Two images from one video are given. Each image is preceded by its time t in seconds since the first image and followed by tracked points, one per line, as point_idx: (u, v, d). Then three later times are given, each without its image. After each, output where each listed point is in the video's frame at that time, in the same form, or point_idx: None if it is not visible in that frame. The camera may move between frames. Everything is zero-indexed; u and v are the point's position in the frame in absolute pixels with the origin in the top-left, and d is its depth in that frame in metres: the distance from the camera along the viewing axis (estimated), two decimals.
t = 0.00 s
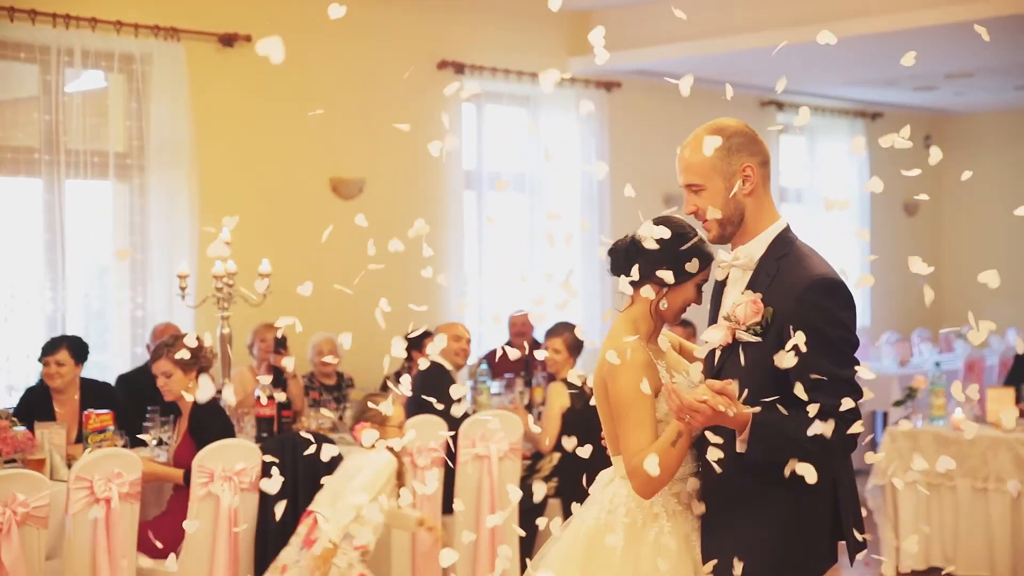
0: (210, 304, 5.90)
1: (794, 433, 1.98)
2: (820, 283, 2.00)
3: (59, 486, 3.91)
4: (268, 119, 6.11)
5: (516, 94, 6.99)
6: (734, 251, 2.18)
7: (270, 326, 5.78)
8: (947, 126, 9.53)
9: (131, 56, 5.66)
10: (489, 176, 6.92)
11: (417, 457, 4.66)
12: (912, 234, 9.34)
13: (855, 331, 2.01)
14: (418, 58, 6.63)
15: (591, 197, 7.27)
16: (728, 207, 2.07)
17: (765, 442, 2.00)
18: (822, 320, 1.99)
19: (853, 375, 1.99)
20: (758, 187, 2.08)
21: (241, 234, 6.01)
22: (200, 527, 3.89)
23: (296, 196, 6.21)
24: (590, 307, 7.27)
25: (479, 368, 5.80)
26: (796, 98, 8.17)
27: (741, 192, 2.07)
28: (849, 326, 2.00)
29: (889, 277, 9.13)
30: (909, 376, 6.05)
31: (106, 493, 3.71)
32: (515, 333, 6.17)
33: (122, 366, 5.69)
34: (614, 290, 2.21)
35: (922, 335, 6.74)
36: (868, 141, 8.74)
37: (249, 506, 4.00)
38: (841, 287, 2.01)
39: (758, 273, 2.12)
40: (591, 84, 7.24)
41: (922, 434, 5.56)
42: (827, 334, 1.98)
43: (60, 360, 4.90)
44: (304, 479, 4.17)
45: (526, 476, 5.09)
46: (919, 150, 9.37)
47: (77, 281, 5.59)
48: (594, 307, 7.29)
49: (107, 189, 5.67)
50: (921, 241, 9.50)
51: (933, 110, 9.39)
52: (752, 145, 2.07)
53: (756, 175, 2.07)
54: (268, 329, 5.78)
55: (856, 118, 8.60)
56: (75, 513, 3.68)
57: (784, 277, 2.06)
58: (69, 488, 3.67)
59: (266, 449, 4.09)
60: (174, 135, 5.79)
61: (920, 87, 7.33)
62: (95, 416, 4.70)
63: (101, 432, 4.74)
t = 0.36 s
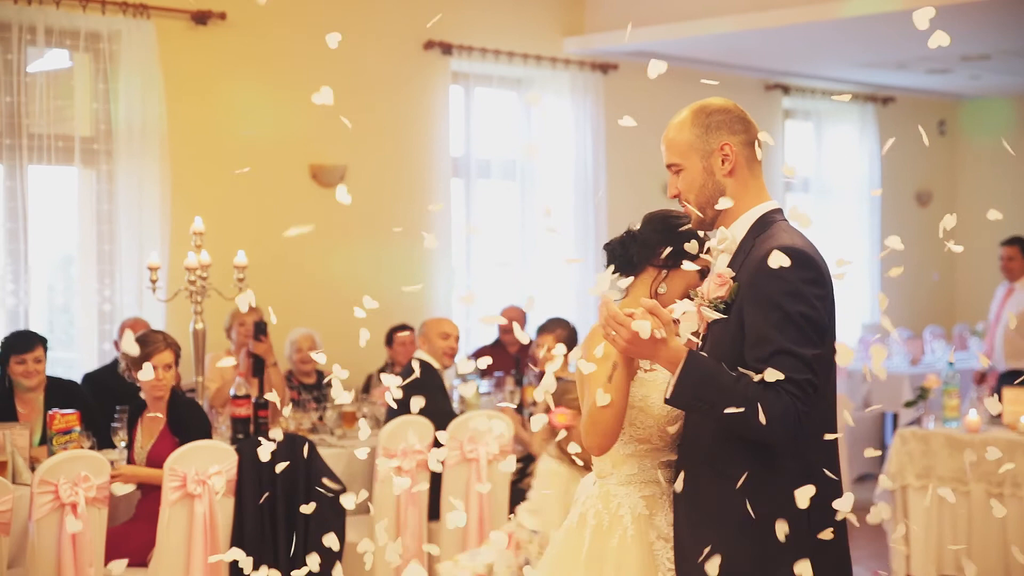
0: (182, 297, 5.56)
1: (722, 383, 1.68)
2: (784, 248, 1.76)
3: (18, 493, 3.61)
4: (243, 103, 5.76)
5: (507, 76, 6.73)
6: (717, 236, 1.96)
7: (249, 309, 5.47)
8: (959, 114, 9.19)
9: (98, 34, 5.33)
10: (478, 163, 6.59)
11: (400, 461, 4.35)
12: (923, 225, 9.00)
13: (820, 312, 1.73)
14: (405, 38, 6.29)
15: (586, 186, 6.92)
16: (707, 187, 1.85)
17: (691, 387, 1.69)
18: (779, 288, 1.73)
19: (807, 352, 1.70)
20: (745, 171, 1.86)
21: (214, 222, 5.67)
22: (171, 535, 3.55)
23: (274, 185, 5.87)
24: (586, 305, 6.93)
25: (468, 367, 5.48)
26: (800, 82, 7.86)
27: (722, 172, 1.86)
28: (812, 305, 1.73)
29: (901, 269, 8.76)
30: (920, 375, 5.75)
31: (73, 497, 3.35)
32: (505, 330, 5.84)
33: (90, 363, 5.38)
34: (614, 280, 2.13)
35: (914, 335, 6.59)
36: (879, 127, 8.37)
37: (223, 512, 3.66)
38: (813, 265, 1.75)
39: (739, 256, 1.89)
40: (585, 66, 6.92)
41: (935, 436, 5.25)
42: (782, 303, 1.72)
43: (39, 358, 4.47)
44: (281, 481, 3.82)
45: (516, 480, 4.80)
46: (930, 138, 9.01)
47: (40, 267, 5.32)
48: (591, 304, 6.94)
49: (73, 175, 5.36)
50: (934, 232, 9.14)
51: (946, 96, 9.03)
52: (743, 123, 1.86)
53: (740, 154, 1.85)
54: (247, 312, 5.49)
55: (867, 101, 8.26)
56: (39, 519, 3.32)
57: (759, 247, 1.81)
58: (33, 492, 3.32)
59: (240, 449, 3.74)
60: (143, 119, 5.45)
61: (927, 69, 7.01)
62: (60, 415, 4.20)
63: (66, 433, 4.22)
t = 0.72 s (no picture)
0: (173, 289, 5.54)
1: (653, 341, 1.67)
2: (748, 228, 1.74)
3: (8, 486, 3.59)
4: (235, 94, 5.75)
5: (500, 68, 6.69)
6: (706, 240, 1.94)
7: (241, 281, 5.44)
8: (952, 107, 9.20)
9: (89, 25, 5.31)
10: (470, 156, 6.59)
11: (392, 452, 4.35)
12: (916, 219, 8.99)
13: (773, 293, 1.70)
14: (398, 30, 6.28)
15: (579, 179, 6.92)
16: (685, 185, 1.83)
17: (622, 344, 1.68)
18: (734, 266, 1.72)
19: (752, 330, 1.67)
20: (726, 166, 1.84)
21: (205, 214, 5.65)
22: (162, 527, 3.55)
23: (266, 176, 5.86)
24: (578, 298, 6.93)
25: (459, 359, 5.47)
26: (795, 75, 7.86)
27: (702, 169, 1.84)
28: (766, 286, 1.71)
29: (894, 263, 8.76)
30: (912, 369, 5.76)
31: (63, 489, 3.34)
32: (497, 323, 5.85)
33: (80, 355, 5.36)
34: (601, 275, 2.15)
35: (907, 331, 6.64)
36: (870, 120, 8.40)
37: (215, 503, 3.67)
38: (773, 247, 1.72)
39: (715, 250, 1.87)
40: (578, 58, 6.91)
41: (926, 430, 5.26)
42: (735, 280, 1.71)
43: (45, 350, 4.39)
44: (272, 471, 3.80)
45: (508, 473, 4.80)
46: (923, 132, 9.01)
47: (31, 261, 5.28)
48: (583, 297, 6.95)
49: (64, 166, 5.34)
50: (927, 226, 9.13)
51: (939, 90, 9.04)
52: (719, 120, 1.85)
53: (717, 149, 1.83)
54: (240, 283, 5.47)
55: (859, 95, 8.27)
56: (29, 512, 3.31)
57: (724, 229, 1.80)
58: (23, 484, 3.31)
59: (232, 442, 3.73)
60: (135, 110, 5.44)
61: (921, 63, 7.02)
62: (50, 407, 4.20)
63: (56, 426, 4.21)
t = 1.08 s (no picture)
0: (155, 282, 5.35)
1: (663, 384, 1.62)
2: (749, 231, 1.66)
3: None
4: (220, 82, 5.56)
5: (494, 54, 6.49)
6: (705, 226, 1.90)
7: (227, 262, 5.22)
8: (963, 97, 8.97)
9: (69, 7, 5.13)
10: (463, 145, 6.40)
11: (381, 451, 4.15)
12: (926, 215, 8.79)
13: (781, 298, 1.62)
14: (391, 15, 6.08)
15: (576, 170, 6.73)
16: (681, 174, 1.83)
17: (632, 387, 1.63)
18: (737, 273, 1.63)
19: (763, 343, 1.59)
20: (718, 147, 1.81)
21: (188, 204, 5.46)
22: (142, 530, 3.40)
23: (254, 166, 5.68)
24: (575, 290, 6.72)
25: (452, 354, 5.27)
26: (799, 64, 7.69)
27: (696, 154, 1.81)
28: (772, 292, 1.62)
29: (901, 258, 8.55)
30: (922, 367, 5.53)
31: (39, 490, 3.13)
32: (491, 318, 5.65)
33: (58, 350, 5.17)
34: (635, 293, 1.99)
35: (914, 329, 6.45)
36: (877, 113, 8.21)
37: (197, 502, 3.54)
38: (775, 249, 1.64)
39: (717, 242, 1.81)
40: (575, 45, 6.72)
41: (934, 430, 5.07)
42: (740, 290, 1.62)
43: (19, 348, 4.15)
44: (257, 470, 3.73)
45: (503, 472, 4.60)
46: (933, 123, 8.79)
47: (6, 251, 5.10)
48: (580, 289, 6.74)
49: (42, 154, 5.15)
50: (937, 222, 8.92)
51: (949, 79, 8.82)
52: (711, 101, 1.81)
53: (708, 132, 1.80)
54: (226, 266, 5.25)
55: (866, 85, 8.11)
56: (3, 514, 3.10)
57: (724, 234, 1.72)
58: None
59: (215, 441, 3.65)
60: (116, 96, 5.25)
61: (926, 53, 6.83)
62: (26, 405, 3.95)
63: (33, 423, 3.97)
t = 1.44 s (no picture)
0: (126, 274, 5.04)
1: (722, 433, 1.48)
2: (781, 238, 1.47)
3: None
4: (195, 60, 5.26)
5: (488, 32, 6.14)
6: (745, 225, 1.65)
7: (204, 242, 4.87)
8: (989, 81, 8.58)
9: None
10: (455, 128, 6.04)
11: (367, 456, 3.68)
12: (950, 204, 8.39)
13: (832, 309, 1.43)
14: None
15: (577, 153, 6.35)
16: (713, 174, 1.58)
17: (695, 444, 1.49)
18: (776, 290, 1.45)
19: (821, 362, 1.42)
20: (748, 139, 1.56)
21: (161, 190, 5.17)
22: (111, 541, 3.04)
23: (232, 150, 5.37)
24: (572, 285, 6.32)
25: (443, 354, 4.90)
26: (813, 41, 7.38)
27: (725, 151, 1.56)
28: (817, 302, 1.43)
29: (916, 252, 8.15)
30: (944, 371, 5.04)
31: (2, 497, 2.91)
32: (484, 316, 5.28)
33: (20, 347, 4.87)
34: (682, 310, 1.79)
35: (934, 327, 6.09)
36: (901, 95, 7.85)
37: (169, 511, 3.14)
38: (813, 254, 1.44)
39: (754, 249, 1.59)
40: (576, 22, 6.36)
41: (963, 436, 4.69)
42: (783, 307, 1.44)
43: None
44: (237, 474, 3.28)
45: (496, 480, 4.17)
46: (957, 107, 8.41)
47: None
48: (578, 282, 6.33)
49: (3, 136, 4.86)
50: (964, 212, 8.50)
51: (974, 60, 8.43)
52: (726, 90, 1.56)
53: (734, 124, 1.55)
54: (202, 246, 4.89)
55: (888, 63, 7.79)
56: None
57: (757, 244, 1.52)
58: None
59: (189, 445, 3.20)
60: (83, 73, 4.95)
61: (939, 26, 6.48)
62: None
63: None
